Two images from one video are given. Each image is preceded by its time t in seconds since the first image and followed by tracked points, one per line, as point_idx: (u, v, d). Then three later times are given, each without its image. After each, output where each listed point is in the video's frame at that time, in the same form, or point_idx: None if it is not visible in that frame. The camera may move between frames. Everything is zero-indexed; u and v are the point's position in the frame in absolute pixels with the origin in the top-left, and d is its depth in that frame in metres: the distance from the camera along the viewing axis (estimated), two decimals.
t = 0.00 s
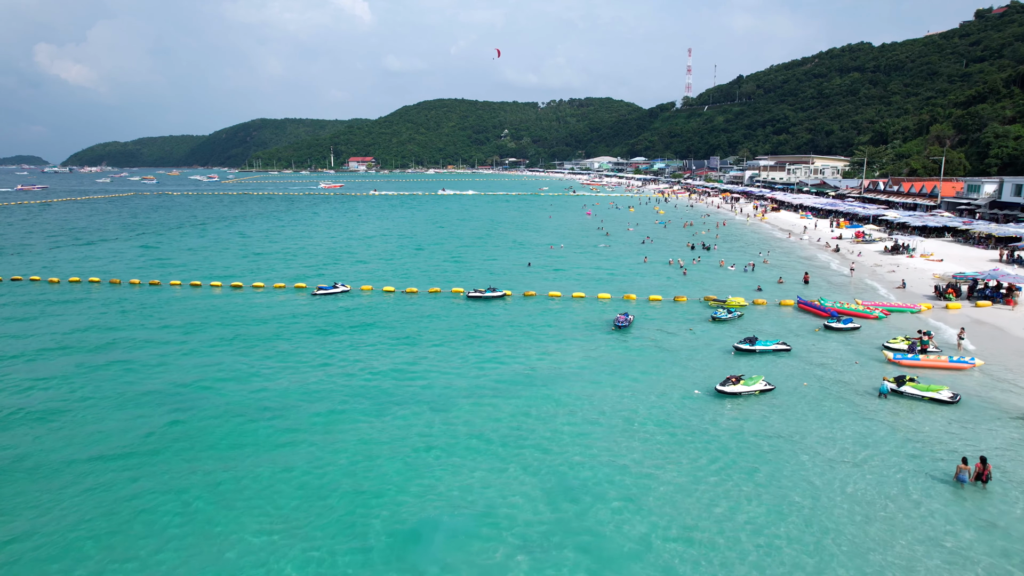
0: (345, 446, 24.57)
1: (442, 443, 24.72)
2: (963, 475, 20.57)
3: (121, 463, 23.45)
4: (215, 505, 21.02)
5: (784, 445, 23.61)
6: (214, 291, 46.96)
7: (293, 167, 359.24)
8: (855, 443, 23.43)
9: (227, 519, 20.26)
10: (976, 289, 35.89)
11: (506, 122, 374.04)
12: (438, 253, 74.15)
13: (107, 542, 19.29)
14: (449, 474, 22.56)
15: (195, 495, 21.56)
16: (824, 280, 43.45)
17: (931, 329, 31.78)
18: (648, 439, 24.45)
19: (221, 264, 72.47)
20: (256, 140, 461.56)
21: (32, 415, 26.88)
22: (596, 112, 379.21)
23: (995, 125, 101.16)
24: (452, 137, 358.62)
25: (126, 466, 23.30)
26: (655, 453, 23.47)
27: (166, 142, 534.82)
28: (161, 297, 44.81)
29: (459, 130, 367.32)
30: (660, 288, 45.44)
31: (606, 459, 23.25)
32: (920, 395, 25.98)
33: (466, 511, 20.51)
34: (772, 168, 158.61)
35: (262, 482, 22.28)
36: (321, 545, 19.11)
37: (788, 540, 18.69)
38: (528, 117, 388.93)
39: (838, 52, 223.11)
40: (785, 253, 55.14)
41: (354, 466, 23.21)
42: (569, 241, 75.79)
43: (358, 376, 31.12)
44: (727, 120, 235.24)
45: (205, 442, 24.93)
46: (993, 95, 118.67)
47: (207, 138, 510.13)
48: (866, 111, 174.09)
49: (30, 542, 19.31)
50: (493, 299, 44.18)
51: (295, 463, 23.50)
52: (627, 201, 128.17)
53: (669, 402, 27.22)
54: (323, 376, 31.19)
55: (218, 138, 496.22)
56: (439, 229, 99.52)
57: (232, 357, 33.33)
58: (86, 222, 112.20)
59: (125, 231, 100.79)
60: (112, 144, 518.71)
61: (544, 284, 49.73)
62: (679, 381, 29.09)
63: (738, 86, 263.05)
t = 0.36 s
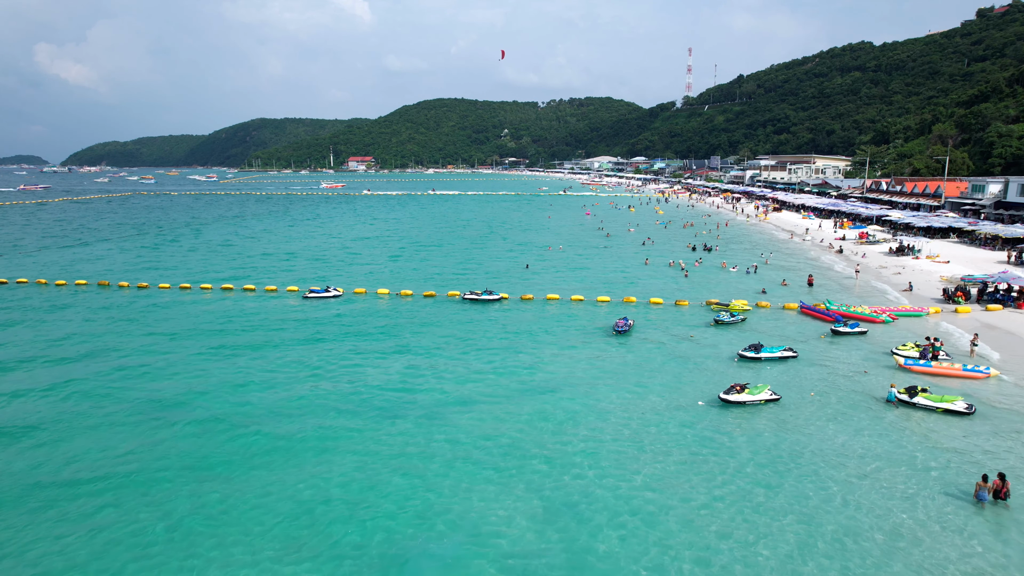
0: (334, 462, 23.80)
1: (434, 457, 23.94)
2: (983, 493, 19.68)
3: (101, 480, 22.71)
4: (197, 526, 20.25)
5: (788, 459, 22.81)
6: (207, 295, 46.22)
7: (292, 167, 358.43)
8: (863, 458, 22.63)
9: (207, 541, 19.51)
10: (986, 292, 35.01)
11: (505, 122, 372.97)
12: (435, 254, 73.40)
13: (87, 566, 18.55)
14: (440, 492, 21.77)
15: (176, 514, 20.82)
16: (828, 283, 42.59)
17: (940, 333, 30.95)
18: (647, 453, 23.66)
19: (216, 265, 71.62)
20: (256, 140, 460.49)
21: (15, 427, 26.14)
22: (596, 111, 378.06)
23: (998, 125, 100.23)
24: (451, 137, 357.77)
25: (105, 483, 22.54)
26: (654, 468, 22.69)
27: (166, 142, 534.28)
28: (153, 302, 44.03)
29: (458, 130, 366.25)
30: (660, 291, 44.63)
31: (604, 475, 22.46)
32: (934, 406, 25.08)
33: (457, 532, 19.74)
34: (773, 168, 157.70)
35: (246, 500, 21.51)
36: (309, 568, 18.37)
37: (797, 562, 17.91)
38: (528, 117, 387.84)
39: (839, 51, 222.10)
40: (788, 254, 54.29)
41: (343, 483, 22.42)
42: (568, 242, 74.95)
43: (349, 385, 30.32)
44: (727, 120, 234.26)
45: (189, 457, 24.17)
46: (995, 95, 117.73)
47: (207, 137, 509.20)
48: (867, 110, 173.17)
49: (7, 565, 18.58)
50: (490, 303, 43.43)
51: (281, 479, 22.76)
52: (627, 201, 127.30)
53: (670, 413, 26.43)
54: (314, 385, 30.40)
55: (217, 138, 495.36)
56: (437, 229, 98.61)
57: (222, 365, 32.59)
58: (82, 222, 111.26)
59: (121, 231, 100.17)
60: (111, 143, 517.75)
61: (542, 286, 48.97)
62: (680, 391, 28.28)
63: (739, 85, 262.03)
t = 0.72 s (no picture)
0: (320, 477, 22.91)
1: (424, 472, 23.11)
2: (1003, 511, 18.85)
3: (77, 496, 21.89)
4: (173, 548, 19.38)
5: (791, 474, 21.97)
6: (197, 298, 45.46)
7: (291, 167, 357.48)
8: (871, 473, 21.78)
9: (190, 560, 18.76)
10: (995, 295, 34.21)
11: (505, 122, 371.82)
12: (432, 255, 72.62)
13: None
14: (430, 511, 20.86)
15: (151, 534, 19.95)
16: (832, 285, 41.79)
17: (950, 338, 30.14)
18: (645, 468, 22.79)
19: (211, 265, 70.81)
20: (255, 140, 459.53)
21: None
22: (596, 111, 376.93)
23: (1001, 125, 99.29)
24: (451, 137, 356.74)
25: (80, 501, 21.67)
26: (653, 484, 21.79)
27: (165, 142, 533.30)
28: (144, 305, 43.29)
29: (458, 129, 365.26)
30: (660, 294, 43.76)
31: (599, 491, 21.57)
32: (947, 415, 24.32)
33: (445, 555, 18.84)
34: (774, 168, 156.79)
35: (227, 518, 20.67)
36: None
37: None
38: (528, 117, 386.85)
39: (839, 50, 221.14)
40: (790, 256, 53.43)
41: (328, 500, 21.56)
42: (567, 243, 74.18)
43: (339, 395, 29.46)
44: (727, 120, 233.16)
45: (170, 472, 23.32)
46: (997, 94, 116.79)
47: (206, 137, 508.21)
48: (868, 110, 172.23)
49: None
50: (486, 306, 42.71)
51: (265, 496, 21.88)
52: (628, 202, 126.43)
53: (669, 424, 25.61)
54: (303, 394, 29.54)
55: (216, 137, 494.44)
56: (436, 230, 97.81)
57: (208, 373, 31.77)
58: (78, 222, 110.41)
59: (116, 231, 99.40)
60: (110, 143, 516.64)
61: (539, 289, 48.12)
62: (680, 401, 27.43)
63: (739, 85, 260.95)
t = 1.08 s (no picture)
0: (307, 491, 22.10)
1: (415, 486, 22.25)
2: None
3: (53, 511, 21.05)
4: (151, 567, 18.55)
5: (797, 489, 21.19)
6: (189, 302, 44.75)
7: (291, 166, 356.56)
8: (879, 489, 21.01)
9: None
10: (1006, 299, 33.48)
11: (505, 122, 370.86)
12: (430, 255, 71.83)
13: None
14: (425, 526, 20.15)
15: (129, 552, 19.14)
16: (836, 287, 41.05)
17: (961, 344, 29.37)
18: (644, 482, 21.99)
19: (208, 265, 70.10)
20: (255, 140, 458.61)
21: None
22: (596, 111, 375.81)
23: (1004, 125, 98.45)
24: (450, 137, 355.74)
25: (56, 515, 20.85)
26: (654, 498, 21.05)
27: (165, 142, 532.54)
28: (135, 309, 42.64)
29: (457, 129, 364.27)
30: (660, 296, 43.00)
31: (597, 505, 20.81)
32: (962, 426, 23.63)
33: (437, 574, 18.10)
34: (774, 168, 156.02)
35: (209, 535, 19.88)
36: None
37: None
38: (528, 117, 385.87)
39: (840, 50, 220.20)
40: (792, 257, 52.62)
41: (315, 516, 20.73)
42: (567, 243, 73.49)
43: (329, 403, 28.65)
44: (727, 120, 232.22)
45: (152, 485, 22.50)
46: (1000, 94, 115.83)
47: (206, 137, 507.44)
48: (869, 110, 171.41)
49: None
50: (483, 309, 42.06)
51: (249, 511, 21.04)
52: (628, 202, 125.66)
53: (669, 435, 24.82)
54: (292, 402, 28.73)
55: (216, 137, 493.73)
56: (434, 230, 97.06)
57: (196, 380, 30.96)
58: (75, 222, 109.63)
59: (111, 231, 98.67)
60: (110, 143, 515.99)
61: (537, 291, 47.34)
62: (680, 410, 26.64)
63: (739, 85, 259.99)
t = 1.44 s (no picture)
0: (293, 507, 21.32)
1: (405, 502, 21.49)
2: None
3: (29, 530, 20.32)
4: None
5: (802, 505, 20.43)
6: (180, 307, 44.06)
7: (290, 166, 355.99)
8: (890, 504, 20.23)
9: None
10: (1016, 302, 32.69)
11: (504, 122, 369.92)
12: (428, 256, 71.08)
13: None
14: (417, 545, 19.40)
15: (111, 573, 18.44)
16: (840, 289, 40.28)
17: (972, 350, 28.62)
18: (643, 497, 21.21)
19: (202, 266, 69.27)
20: (255, 139, 457.87)
21: None
22: (596, 111, 374.81)
23: (1007, 125, 97.59)
24: (450, 137, 354.88)
25: (32, 535, 20.09)
26: (656, 515, 20.30)
27: (165, 142, 531.61)
28: (124, 314, 41.97)
29: (457, 129, 363.37)
30: (660, 299, 42.25)
31: (596, 522, 20.07)
32: (977, 438, 22.86)
33: None
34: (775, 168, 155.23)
35: (189, 556, 19.12)
36: None
37: None
38: (528, 117, 384.97)
39: (840, 49, 219.20)
40: (794, 258, 51.85)
41: (301, 535, 19.94)
42: (565, 244, 72.76)
43: (320, 412, 27.89)
44: (727, 120, 231.41)
45: (132, 501, 21.75)
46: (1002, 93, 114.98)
47: (205, 137, 506.46)
48: (870, 110, 170.58)
49: None
50: (479, 313, 41.41)
51: (232, 530, 20.28)
52: (627, 202, 124.91)
53: (669, 447, 24.06)
54: (282, 412, 27.97)
55: (215, 137, 492.84)
56: (432, 230, 96.29)
57: (184, 389, 30.21)
58: (70, 223, 108.84)
59: (106, 232, 97.93)
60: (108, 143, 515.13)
61: (535, 294, 46.55)
62: (681, 421, 25.87)
63: (739, 84, 259.08)
